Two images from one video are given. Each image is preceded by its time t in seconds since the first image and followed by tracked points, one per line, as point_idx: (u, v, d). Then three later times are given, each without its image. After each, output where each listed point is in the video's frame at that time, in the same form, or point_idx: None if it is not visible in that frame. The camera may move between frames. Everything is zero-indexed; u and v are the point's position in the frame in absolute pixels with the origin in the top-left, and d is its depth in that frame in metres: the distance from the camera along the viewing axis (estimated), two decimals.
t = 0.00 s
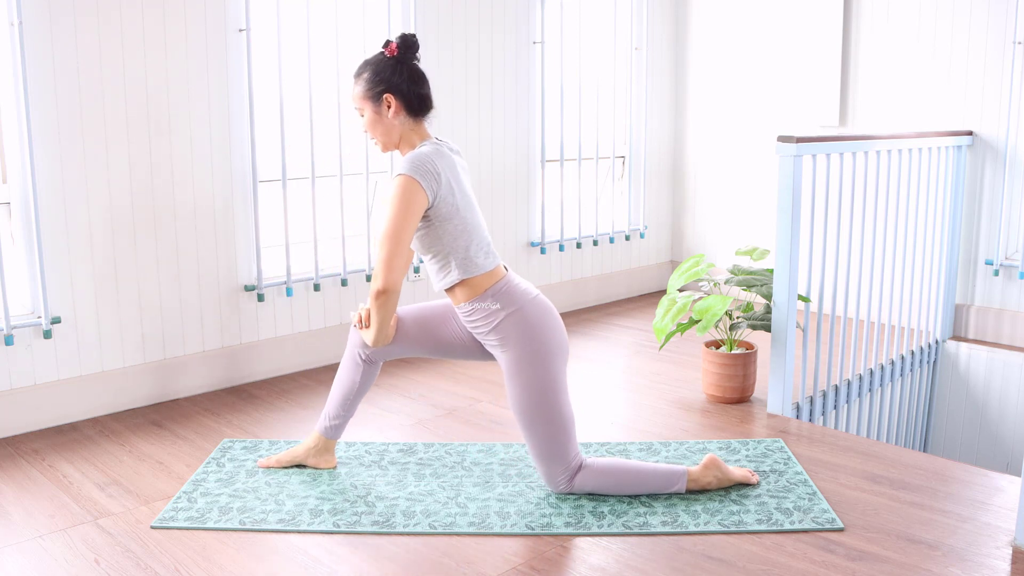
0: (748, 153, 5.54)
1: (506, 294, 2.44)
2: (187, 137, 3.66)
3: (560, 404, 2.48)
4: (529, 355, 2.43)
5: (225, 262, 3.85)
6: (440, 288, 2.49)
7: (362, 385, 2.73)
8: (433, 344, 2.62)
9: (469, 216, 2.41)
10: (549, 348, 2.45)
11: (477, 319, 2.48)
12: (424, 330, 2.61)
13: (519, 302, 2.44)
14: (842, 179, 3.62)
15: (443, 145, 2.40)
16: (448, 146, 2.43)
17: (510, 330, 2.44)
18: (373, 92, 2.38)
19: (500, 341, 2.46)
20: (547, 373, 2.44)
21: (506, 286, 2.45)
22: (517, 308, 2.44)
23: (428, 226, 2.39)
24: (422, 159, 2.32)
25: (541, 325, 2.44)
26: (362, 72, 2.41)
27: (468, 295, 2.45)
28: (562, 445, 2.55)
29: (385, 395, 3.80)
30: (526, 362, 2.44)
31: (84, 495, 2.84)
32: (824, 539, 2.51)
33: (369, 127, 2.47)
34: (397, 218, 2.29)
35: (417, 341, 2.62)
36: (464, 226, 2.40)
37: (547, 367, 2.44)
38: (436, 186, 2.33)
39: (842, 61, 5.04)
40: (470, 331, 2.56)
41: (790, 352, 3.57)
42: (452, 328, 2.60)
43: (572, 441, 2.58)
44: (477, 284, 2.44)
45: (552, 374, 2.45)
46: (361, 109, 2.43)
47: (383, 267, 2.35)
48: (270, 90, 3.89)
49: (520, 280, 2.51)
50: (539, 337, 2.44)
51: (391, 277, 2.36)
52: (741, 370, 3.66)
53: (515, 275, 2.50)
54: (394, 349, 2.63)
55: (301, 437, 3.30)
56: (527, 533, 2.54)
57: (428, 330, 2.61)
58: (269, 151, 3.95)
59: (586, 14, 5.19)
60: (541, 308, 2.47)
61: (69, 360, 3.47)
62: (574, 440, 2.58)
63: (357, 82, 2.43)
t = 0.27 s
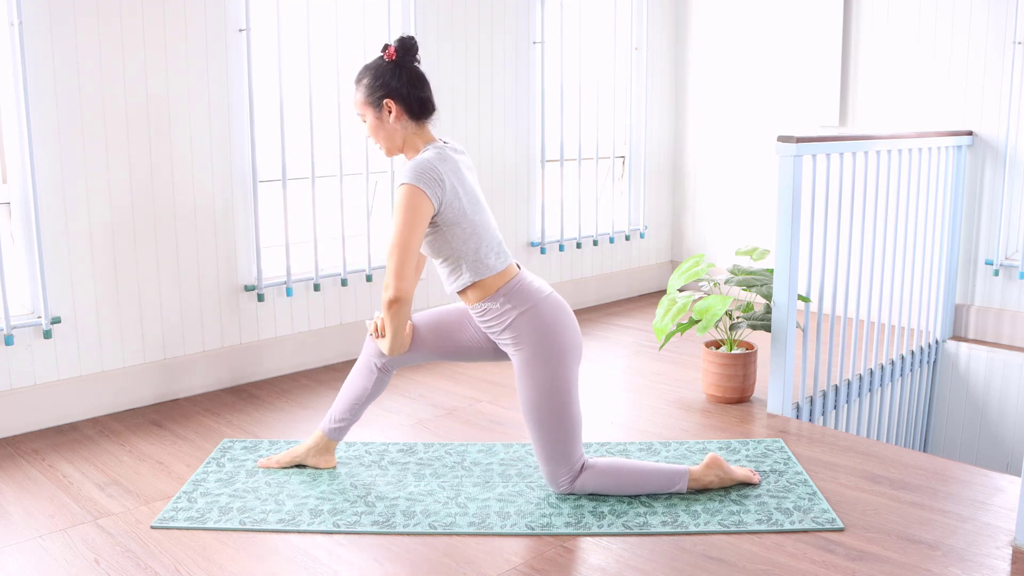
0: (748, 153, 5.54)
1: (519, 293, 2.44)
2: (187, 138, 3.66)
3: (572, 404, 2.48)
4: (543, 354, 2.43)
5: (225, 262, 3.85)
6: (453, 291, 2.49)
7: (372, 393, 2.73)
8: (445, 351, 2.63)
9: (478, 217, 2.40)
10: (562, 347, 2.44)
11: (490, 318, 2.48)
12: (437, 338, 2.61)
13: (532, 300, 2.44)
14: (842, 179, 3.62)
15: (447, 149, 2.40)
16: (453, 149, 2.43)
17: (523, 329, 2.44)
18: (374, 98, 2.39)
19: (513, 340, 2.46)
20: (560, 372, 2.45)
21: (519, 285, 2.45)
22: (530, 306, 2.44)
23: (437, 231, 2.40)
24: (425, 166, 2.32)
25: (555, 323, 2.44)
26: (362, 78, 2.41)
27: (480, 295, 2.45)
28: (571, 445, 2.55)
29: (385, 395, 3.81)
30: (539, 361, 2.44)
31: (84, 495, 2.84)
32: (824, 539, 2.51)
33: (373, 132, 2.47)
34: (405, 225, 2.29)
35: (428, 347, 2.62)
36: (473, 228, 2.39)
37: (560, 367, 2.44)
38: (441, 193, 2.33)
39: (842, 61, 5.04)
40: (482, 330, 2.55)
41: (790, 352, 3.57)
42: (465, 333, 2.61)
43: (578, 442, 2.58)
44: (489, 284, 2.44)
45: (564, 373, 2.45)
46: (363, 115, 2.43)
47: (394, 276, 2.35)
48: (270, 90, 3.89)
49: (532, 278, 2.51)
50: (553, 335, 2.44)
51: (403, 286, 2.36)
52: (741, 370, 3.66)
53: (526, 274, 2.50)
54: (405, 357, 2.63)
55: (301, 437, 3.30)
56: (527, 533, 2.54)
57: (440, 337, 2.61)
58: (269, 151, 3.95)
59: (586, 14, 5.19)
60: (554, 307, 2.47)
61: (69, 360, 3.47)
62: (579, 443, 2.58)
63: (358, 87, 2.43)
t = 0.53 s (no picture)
0: (748, 153, 5.54)
1: (525, 292, 2.44)
2: (187, 138, 3.66)
3: (576, 402, 2.48)
4: (549, 352, 2.43)
5: (225, 262, 3.85)
6: (461, 290, 2.49)
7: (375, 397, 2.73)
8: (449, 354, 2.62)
9: (485, 217, 2.40)
10: (568, 346, 2.44)
11: (496, 317, 2.48)
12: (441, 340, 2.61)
13: (538, 298, 2.44)
14: (842, 179, 3.62)
15: (454, 150, 2.40)
16: (459, 149, 2.43)
17: (529, 327, 2.44)
18: (382, 98, 2.39)
19: (519, 338, 2.46)
20: (565, 370, 2.44)
21: (525, 283, 2.45)
22: (536, 305, 2.43)
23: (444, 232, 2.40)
24: (432, 168, 2.33)
25: (561, 321, 2.44)
26: (369, 77, 2.41)
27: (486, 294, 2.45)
28: (574, 444, 2.55)
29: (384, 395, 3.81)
30: (545, 359, 2.43)
31: (84, 495, 2.84)
32: (824, 539, 2.52)
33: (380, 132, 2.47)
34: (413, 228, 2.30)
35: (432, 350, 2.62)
36: (481, 228, 2.39)
37: (566, 365, 2.44)
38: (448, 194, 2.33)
39: (842, 61, 5.04)
40: (487, 328, 2.55)
41: (790, 352, 3.57)
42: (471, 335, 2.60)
43: (579, 442, 2.58)
44: (495, 283, 2.44)
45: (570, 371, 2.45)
46: (371, 115, 2.43)
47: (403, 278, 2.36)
48: (270, 90, 3.89)
49: (538, 277, 2.50)
50: (559, 333, 2.43)
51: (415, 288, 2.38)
52: (741, 370, 3.66)
53: (533, 272, 2.50)
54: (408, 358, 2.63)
55: (301, 437, 3.31)
56: (527, 533, 2.54)
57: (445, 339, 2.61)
58: (269, 151, 3.95)
59: (586, 14, 5.19)
60: (561, 305, 2.46)
61: (69, 360, 3.47)
62: (581, 445, 2.58)
63: (365, 87, 2.43)
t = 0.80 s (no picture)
0: (748, 153, 5.54)
1: (511, 293, 2.44)
2: (187, 137, 3.66)
3: (563, 404, 2.48)
4: (534, 353, 2.43)
5: (225, 262, 3.85)
6: (448, 285, 2.49)
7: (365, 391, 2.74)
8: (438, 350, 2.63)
9: (480, 214, 2.41)
10: (553, 348, 2.44)
11: (482, 318, 2.48)
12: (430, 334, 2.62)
13: (523, 300, 2.44)
14: (842, 179, 3.62)
15: (456, 143, 2.40)
16: (461, 143, 2.43)
17: (514, 328, 2.44)
18: (388, 87, 2.39)
19: (504, 339, 2.46)
20: (550, 371, 2.44)
21: (511, 284, 2.45)
22: (521, 306, 2.43)
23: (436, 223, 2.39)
24: (432, 157, 2.32)
25: (546, 323, 2.44)
26: (377, 67, 2.41)
27: (473, 293, 2.46)
28: (563, 445, 2.54)
29: (384, 395, 3.80)
30: (529, 360, 2.44)
31: (84, 495, 2.84)
32: (824, 539, 2.51)
33: (384, 122, 2.47)
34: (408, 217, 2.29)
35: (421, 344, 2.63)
36: (474, 224, 2.40)
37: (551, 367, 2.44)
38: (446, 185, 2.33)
39: (842, 61, 5.04)
40: (474, 328, 2.56)
41: (790, 352, 3.57)
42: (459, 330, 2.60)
43: (576, 440, 2.58)
44: (483, 282, 2.44)
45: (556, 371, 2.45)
46: (376, 104, 2.43)
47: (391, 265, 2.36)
48: (270, 90, 3.89)
49: (526, 278, 2.50)
50: (541, 336, 2.43)
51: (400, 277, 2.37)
52: (741, 370, 3.66)
53: (521, 274, 2.50)
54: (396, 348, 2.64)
55: (301, 437, 3.31)
56: (527, 533, 2.54)
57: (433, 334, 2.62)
58: (269, 151, 3.95)
59: (586, 14, 5.19)
60: (546, 306, 2.46)
61: (69, 360, 3.47)
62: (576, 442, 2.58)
63: (372, 77, 2.43)
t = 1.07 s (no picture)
0: (748, 153, 5.54)
1: (482, 302, 2.46)
2: (187, 137, 3.65)
3: (537, 412, 2.47)
4: (504, 361, 2.44)
5: (225, 262, 3.85)
6: (420, 289, 2.50)
7: (344, 382, 2.76)
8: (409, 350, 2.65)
9: (458, 223, 2.43)
10: (523, 355, 2.45)
11: (453, 326, 2.50)
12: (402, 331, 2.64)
13: (494, 309, 2.46)
14: (842, 179, 3.62)
15: (443, 150, 2.43)
16: (447, 151, 2.45)
17: (483, 336, 2.45)
18: (373, 92, 2.39)
19: (473, 348, 2.48)
20: (521, 379, 2.45)
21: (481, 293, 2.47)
22: (491, 316, 2.45)
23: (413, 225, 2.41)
24: (419, 159, 2.34)
25: (516, 333, 2.45)
26: (362, 72, 2.41)
27: (444, 300, 2.48)
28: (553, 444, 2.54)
29: (385, 395, 3.80)
30: (498, 368, 2.45)
31: (84, 495, 2.84)
32: (824, 539, 2.51)
33: (369, 126, 2.47)
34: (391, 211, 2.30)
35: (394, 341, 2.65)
36: (451, 232, 2.42)
37: (521, 375, 2.45)
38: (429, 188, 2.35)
39: (842, 61, 5.04)
40: (445, 337, 2.57)
41: (790, 352, 3.57)
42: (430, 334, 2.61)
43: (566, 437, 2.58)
44: (454, 290, 2.46)
45: (529, 376, 2.45)
46: (362, 109, 2.43)
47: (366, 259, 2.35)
48: (270, 90, 3.89)
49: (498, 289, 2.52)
50: (510, 345, 2.44)
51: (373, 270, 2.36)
52: (741, 370, 3.66)
53: (495, 285, 2.52)
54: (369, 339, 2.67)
55: (301, 437, 3.31)
56: (527, 533, 2.54)
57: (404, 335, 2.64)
58: (269, 151, 3.95)
59: (586, 14, 5.19)
60: (516, 317, 2.47)
61: (69, 360, 3.47)
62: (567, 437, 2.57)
63: (359, 82, 2.43)
